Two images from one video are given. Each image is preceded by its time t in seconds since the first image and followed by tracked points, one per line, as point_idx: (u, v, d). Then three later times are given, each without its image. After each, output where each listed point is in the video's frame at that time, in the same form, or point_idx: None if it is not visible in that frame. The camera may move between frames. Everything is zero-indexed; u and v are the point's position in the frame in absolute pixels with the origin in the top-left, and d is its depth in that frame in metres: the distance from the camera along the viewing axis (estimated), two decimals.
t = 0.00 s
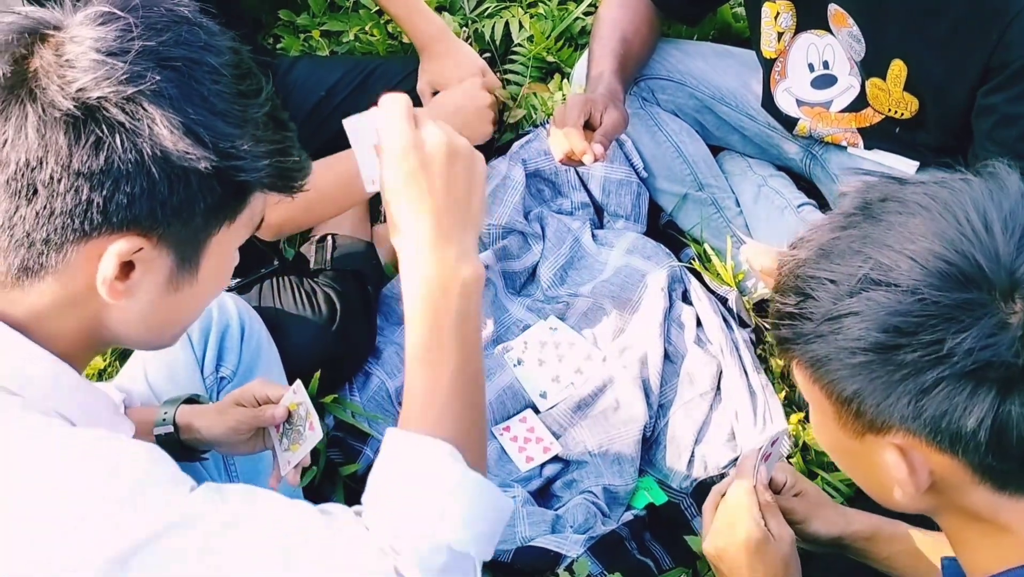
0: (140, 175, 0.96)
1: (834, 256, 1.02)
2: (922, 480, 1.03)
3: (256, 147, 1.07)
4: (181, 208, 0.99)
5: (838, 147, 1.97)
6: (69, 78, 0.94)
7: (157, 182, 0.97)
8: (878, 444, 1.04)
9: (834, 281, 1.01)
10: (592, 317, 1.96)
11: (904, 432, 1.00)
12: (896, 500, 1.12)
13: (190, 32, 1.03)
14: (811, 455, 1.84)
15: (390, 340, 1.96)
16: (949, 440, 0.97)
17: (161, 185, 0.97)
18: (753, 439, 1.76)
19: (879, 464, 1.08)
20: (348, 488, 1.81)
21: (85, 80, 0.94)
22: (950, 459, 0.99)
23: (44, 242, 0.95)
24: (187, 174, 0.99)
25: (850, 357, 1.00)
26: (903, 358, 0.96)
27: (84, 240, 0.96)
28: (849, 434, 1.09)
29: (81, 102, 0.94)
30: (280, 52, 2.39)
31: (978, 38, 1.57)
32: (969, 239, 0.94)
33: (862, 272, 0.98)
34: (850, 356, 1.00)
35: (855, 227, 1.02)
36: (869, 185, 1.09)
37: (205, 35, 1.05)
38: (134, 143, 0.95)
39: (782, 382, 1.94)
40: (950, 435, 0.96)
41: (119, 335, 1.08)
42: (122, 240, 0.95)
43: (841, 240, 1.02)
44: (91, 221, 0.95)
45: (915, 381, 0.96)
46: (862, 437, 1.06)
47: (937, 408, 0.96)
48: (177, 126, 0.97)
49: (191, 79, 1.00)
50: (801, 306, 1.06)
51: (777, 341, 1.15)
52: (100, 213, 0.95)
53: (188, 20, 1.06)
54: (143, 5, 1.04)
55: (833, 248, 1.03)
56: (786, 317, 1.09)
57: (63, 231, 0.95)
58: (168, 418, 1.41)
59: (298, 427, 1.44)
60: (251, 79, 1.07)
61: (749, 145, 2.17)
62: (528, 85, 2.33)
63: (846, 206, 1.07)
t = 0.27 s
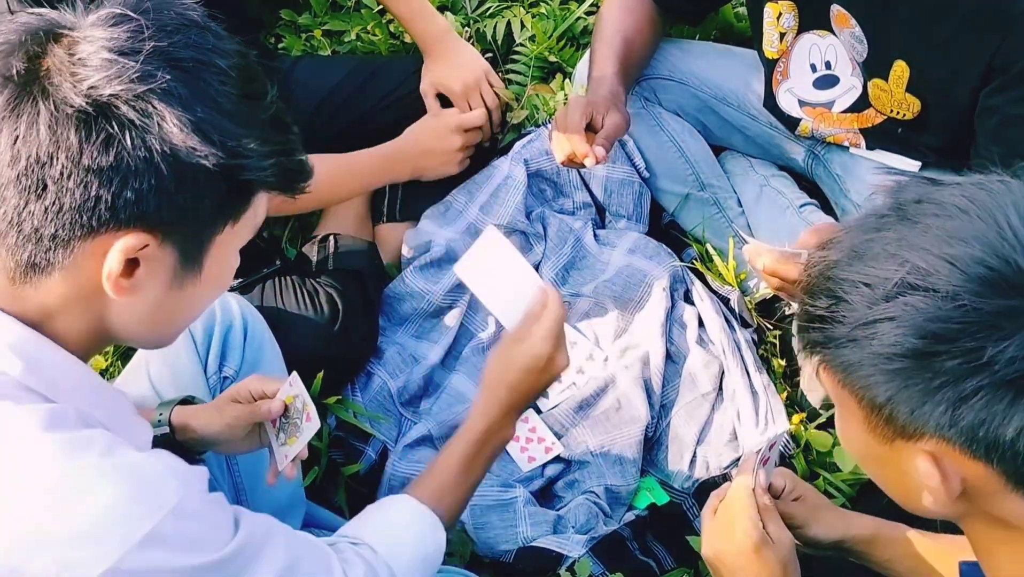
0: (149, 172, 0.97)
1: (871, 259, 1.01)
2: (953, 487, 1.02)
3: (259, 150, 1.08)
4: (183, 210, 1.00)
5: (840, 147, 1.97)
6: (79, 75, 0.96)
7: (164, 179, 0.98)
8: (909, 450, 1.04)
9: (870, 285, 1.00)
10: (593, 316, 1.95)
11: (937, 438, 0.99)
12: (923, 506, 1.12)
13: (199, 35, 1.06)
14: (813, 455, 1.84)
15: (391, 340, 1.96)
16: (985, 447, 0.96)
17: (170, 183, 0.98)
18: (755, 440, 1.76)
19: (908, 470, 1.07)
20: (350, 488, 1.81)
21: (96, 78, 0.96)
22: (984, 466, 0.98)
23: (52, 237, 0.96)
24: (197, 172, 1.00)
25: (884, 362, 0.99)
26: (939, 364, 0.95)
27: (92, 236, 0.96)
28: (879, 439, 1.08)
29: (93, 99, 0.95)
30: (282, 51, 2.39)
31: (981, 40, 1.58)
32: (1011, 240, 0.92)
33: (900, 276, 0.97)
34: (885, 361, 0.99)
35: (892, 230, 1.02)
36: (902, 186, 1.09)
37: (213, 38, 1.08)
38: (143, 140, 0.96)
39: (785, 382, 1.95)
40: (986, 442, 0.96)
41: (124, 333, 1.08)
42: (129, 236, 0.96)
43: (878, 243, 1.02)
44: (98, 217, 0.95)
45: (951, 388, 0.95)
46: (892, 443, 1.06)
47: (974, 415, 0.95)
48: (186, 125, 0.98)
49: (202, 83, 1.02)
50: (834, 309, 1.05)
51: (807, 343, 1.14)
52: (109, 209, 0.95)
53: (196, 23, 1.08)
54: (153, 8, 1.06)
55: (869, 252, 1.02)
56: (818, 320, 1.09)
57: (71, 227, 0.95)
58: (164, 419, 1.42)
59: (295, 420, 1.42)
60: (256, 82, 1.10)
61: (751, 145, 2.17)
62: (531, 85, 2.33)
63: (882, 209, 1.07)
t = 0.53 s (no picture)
0: (113, 183, 0.96)
1: (899, 261, 1.00)
2: (978, 492, 1.02)
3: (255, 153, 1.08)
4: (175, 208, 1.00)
5: (843, 149, 1.97)
6: (42, 84, 0.94)
7: (130, 189, 0.97)
8: (935, 453, 1.03)
9: (897, 288, 0.99)
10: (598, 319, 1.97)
11: (964, 442, 0.99)
12: (945, 510, 1.11)
13: (168, 38, 1.03)
14: (816, 458, 1.83)
15: (393, 342, 1.96)
16: (1014, 452, 0.96)
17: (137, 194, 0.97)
18: (757, 443, 1.76)
19: (932, 472, 1.07)
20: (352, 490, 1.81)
21: (59, 86, 0.94)
22: (1012, 471, 0.98)
23: (20, 250, 0.95)
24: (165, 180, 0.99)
25: (912, 365, 0.98)
26: (969, 369, 0.95)
27: (60, 248, 0.96)
28: (904, 441, 1.08)
29: (56, 108, 0.94)
30: (285, 53, 2.39)
31: (984, 42, 1.58)
32: None
33: (928, 279, 0.96)
34: (914, 365, 0.98)
35: (920, 232, 1.01)
36: (927, 188, 1.09)
37: (184, 40, 1.05)
38: (107, 150, 0.95)
39: (787, 384, 1.95)
40: (1015, 447, 0.95)
41: (100, 343, 1.08)
42: (98, 248, 0.96)
43: (906, 245, 1.01)
44: (65, 229, 0.95)
45: (981, 392, 0.95)
46: (917, 445, 1.05)
47: (1004, 420, 0.94)
48: (152, 132, 0.97)
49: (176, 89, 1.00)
50: (861, 311, 1.04)
51: (831, 343, 1.13)
52: (75, 221, 0.95)
53: (169, 27, 1.05)
54: (120, 11, 1.04)
55: (897, 254, 1.01)
56: (844, 321, 1.08)
57: (37, 239, 0.95)
58: (159, 432, 1.40)
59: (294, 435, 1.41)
60: (232, 84, 1.07)
61: (753, 147, 2.17)
62: (533, 87, 2.34)
63: (909, 210, 1.06)
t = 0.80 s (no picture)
0: (66, 198, 0.91)
1: (911, 259, 1.00)
2: (987, 492, 1.01)
3: (235, 160, 1.08)
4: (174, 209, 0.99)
5: (843, 150, 1.97)
6: None
7: (85, 205, 0.92)
8: (944, 453, 1.03)
9: (909, 286, 0.99)
10: (598, 320, 1.97)
11: (973, 443, 0.98)
12: (953, 511, 1.11)
13: (122, 43, 0.97)
14: (816, 459, 1.84)
15: (393, 342, 1.96)
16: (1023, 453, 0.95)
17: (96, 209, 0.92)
18: (758, 444, 1.75)
19: (940, 471, 1.07)
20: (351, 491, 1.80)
21: (4, 99, 0.88)
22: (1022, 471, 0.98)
23: None
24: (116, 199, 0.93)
25: (923, 364, 0.98)
26: (980, 368, 0.94)
27: (17, 265, 0.91)
28: (912, 440, 1.07)
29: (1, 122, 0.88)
30: (284, 53, 2.38)
31: (986, 43, 1.57)
32: None
33: (940, 277, 0.96)
34: (924, 364, 0.98)
35: (931, 230, 1.00)
36: (938, 187, 1.08)
37: (140, 46, 0.99)
38: (57, 164, 0.90)
39: (787, 386, 1.95)
40: None
41: (63, 359, 1.03)
42: (55, 265, 0.91)
43: (918, 243, 1.00)
44: (19, 247, 0.90)
45: (992, 392, 0.94)
46: (926, 445, 1.05)
47: (1014, 420, 0.94)
48: (103, 144, 0.91)
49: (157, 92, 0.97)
50: (872, 309, 1.04)
51: (841, 341, 1.13)
52: (28, 238, 0.90)
53: (126, 32, 0.99)
54: (70, 16, 0.97)
55: (908, 252, 1.01)
56: (854, 319, 1.07)
57: None
58: (149, 438, 1.39)
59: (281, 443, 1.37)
60: (191, 89, 1.01)
61: (753, 147, 2.16)
62: (533, 88, 2.33)
63: (921, 208, 1.05)
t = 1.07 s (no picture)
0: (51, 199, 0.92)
1: (917, 261, 1.00)
2: (993, 495, 1.02)
3: (224, 163, 1.08)
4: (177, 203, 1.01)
5: (842, 152, 1.97)
6: None
7: (71, 208, 0.93)
8: (950, 455, 1.03)
9: (915, 289, 0.99)
10: (596, 321, 1.96)
11: (981, 446, 0.98)
12: (956, 512, 1.11)
13: (109, 45, 0.98)
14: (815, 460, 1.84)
15: (392, 344, 1.95)
16: None
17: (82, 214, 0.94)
18: (758, 445, 1.75)
19: (945, 473, 1.07)
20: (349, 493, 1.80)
21: None
22: None
23: None
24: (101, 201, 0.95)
25: (930, 367, 0.98)
26: (988, 371, 0.94)
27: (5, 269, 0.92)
28: (917, 443, 1.08)
29: None
30: (282, 54, 2.38)
31: (985, 44, 1.57)
32: None
33: (947, 280, 0.96)
34: (932, 367, 0.98)
35: (937, 231, 1.00)
36: (944, 188, 1.08)
37: (127, 48, 1.00)
38: (43, 167, 0.91)
39: (786, 387, 1.95)
40: None
41: (55, 361, 1.04)
42: (42, 267, 0.92)
43: (924, 246, 1.00)
44: (6, 249, 0.91)
45: (1001, 395, 0.95)
46: (931, 448, 1.05)
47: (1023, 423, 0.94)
48: (88, 147, 0.92)
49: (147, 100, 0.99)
50: (878, 311, 1.04)
51: (844, 343, 1.13)
52: (15, 240, 0.91)
53: (114, 35, 1.00)
54: (57, 18, 0.98)
55: (914, 254, 1.01)
56: (859, 321, 1.07)
57: None
58: (141, 441, 1.38)
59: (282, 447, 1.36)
60: (178, 92, 1.03)
61: (752, 149, 2.17)
62: (533, 88, 2.33)
63: (926, 209, 1.05)
